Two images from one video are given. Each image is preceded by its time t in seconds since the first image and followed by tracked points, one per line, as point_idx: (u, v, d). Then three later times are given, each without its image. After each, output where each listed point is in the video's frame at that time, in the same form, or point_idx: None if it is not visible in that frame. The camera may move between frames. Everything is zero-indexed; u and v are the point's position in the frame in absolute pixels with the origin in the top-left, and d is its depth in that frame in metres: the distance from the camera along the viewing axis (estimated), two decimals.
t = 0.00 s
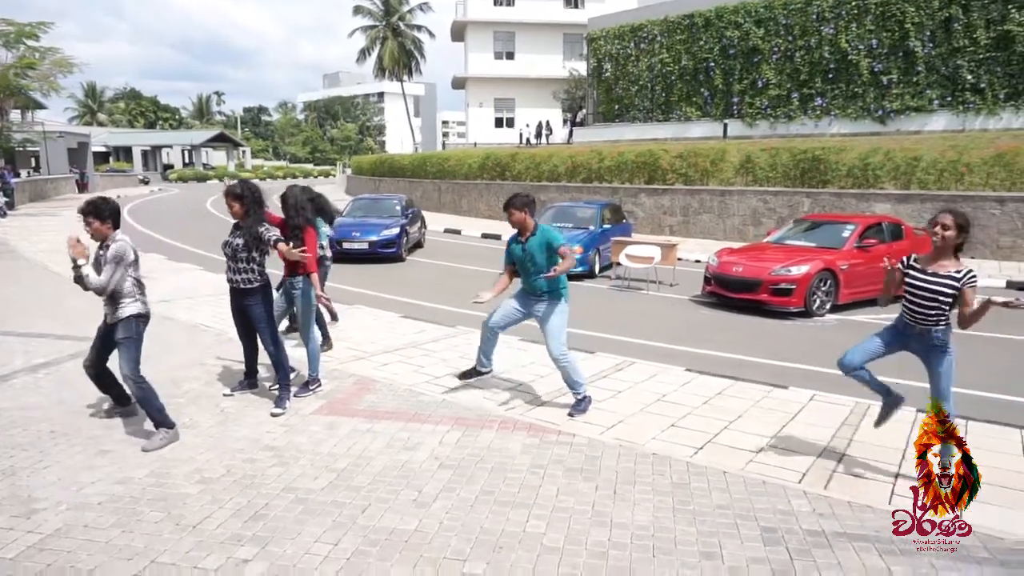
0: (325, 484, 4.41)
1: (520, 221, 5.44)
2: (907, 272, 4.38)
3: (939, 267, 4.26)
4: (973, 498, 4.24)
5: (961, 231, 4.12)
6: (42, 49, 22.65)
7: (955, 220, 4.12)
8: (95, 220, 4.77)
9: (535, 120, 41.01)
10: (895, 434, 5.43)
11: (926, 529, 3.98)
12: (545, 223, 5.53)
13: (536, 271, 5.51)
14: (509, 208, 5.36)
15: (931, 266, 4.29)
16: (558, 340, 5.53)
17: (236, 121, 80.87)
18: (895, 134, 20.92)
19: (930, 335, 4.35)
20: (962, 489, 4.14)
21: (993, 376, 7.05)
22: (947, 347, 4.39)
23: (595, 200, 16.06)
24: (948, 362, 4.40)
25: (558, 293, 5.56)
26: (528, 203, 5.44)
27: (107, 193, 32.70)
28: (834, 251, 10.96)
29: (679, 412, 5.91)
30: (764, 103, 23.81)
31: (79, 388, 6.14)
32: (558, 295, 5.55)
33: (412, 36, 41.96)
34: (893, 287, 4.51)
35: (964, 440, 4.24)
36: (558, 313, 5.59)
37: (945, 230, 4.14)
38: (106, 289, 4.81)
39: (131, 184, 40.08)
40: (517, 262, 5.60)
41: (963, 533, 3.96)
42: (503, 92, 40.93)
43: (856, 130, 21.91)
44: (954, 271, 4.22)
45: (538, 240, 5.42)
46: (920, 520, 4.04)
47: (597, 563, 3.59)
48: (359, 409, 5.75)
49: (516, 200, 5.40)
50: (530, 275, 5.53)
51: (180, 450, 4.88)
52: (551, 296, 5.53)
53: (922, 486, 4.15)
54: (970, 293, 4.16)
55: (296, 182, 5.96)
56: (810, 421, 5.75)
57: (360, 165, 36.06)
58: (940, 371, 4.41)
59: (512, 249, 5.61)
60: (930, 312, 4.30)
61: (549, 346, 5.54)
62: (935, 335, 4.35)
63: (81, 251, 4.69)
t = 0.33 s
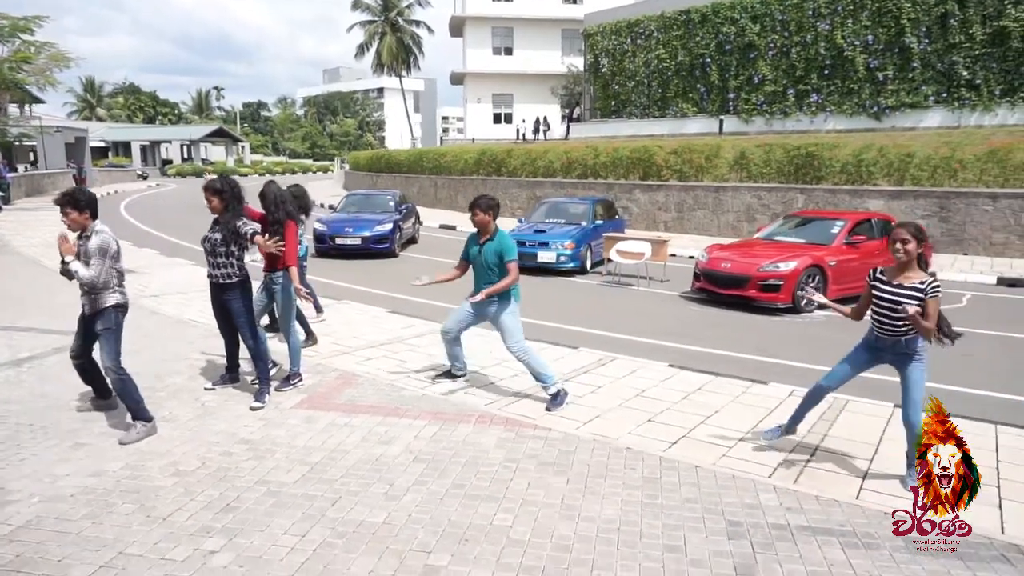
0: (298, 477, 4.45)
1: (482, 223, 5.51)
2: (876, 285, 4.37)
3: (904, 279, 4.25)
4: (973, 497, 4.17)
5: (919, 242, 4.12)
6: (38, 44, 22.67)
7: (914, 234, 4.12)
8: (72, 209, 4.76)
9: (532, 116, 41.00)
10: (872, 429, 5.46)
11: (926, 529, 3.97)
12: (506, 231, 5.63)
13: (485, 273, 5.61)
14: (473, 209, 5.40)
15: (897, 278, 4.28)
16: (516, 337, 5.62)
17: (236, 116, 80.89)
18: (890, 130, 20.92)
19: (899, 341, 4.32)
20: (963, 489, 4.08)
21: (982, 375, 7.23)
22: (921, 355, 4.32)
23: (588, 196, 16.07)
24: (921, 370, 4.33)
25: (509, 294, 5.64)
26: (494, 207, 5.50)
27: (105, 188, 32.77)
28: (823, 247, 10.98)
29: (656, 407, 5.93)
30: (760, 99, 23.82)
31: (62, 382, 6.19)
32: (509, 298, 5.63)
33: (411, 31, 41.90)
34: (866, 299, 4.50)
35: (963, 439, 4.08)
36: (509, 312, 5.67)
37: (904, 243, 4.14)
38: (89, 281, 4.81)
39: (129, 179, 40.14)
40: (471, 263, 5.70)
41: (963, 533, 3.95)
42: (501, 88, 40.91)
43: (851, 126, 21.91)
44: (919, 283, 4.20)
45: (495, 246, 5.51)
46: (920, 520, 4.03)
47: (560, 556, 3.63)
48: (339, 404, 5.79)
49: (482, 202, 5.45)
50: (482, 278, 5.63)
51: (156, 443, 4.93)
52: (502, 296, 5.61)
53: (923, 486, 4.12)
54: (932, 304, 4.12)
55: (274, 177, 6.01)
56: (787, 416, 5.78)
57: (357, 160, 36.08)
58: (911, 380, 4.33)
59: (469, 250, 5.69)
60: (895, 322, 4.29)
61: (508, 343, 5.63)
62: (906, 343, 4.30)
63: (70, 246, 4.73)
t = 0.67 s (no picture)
0: (276, 471, 4.47)
1: (451, 203, 5.56)
2: (834, 292, 4.43)
3: (862, 286, 4.32)
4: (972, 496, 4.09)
5: (877, 252, 4.19)
6: (35, 40, 22.69)
7: (870, 243, 4.17)
8: (55, 209, 4.74)
9: (531, 113, 41.00)
10: (853, 427, 5.47)
11: (926, 529, 3.93)
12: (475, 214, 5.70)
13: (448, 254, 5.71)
14: (441, 190, 5.42)
15: (854, 285, 4.35)
16: (477, 321, 5.78)
17: (236, 113, 80.95)
18: (887, 127, 20.91)
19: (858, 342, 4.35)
20: (962, 488, 4.00)
21: (977, 374, 7.18)
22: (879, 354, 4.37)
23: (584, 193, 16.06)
24: (880, 367, 4.36)
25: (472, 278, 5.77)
26: (463, 188, 5.56)
27: (103, 184, 32.84)
28: (815, 244, 10.98)
29: (638, 403, 5.95)
30: (758, 96, 23.74)
31: (48, 377, 6.23)
32: (472, 281, 5.75)
33: (410, 27, 41.86)
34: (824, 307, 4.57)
35: (963, 438, 4.02)
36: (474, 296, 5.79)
37: (862, 253, 4.20)
38: (76, 279, 4.78)
39: (128, 176, 40.17)
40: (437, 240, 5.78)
41: (963, 533, 3.91)
42: (500, 85, 40.91)
43: (848, 123, 21.90)
44: (877, 290, 4.26)
45: (461, 229, 5.60)
46: (920, 520, 3.98)
47: (532, 550, 3.64)
48: (323, 399, 5.81)
49: (452, 183, 5.50)
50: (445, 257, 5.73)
51: (137, 437, 4.95)
52: (465, 279, 5.75)
53: (922, 486, 4.04)
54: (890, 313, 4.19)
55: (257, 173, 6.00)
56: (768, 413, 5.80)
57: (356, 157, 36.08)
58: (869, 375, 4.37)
59: (436, 228, 5.77)
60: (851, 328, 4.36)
61: (468, 327, 5.80)
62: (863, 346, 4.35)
63: (62, 244, 4.74)
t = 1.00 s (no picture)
0: (256, 463, 4.48)
1: (427, 187, 5.69)
2: (784, 272, 4.48)
3: (811, 268, 4.39)
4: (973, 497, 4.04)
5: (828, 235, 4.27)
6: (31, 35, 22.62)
7: (822, 226, 4.25)
8: (37, 204, 4.73)
9: (529, 109, 41.01)
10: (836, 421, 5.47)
11: (926, 528, 3.86)
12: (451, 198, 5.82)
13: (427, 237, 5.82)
14: (418, 173, 5.60)
15: (804, 266, 4.41)
16: (444, 308, 5.94)
17: (236, 109, 80.93)
18: (885, 124, 20.92)
19: (801, 323, 4.42)
20: (962, 489, 3.94)
21: (970, 371, 7.17)
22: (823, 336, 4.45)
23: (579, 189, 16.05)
24: (826, 348, 4.47)
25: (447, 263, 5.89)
26: (438, 172, 5.70)
27: (103, 180, 32.89)
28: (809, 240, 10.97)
29: (623, 397, 5.96)
30: (755, 93, 23.71)
31: (34, 370, 6.24)
32: (448, 265, 5.88)
33: (410, 24, 41.80)
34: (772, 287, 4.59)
35: (963, 439, 3.97)
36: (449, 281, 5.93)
37: (814, 235, 4.27)
38: (58, 272, 4.78)
39: (128, 172, 40.22)
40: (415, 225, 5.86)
41: (963, 532, 3.84)
42: (500, 81, 40.88)
43: (846, 120, 21.89)
44: (825, 273, 4.35)
45: (438, 211, 5.69)
46: (920, 520, 3.91)
47: (506, 542, 3.65)
48: (308, 392, 5.82)
49: (426, 167, 5.67)
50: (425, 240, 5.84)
51: (120, 429, 4.97)
52: (440, 263, 5.87)
53: (921, 486, 3.98)
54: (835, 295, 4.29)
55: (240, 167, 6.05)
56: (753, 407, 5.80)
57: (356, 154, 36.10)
58: (818, 358, 4.47)
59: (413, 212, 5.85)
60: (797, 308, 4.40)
61: (435, 312, 5.97)
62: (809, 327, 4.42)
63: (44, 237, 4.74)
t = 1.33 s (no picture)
0: (235, 452, 4.48)
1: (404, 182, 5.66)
2: (744, 238, 4.60)
3: (770, 234, 4.53)
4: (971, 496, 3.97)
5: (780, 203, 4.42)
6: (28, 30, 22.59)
7: (773, 193, 4.40)
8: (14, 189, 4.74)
9: (529, 105, 40.99)
10: (820, 413, 5.45)
11: (926, 529, 3.75)
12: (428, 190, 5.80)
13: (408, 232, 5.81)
14: (395, 167, 5.60)
15: (764, 233, 4.55)
16: (427, 301, 5.94)
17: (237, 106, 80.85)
18: (882, 120, 20.88)
19: (760, 291, 4.51)
20: (962, 489, 3.88)
21: (958, 365, 7.16)
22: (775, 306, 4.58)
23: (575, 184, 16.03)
24: (776, 320, 4.59)
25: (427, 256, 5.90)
26: (415, 166, 5.68)
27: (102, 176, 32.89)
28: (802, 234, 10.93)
29: (606, 389, 5.95)
30: (753, 89, 23.70)
31: (19, 360, 6.24)
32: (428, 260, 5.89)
33: (409, 19, 41.73)
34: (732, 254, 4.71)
35: (963, 438, 3.89)
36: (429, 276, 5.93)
37: (766, 203, 4.42)
38: (33, 255, 4.79)
39: (127, 168, 40.21)
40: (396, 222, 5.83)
41: (962, 532, 3.74)
42: (500, 77, 40.81)
43: (844, 115, 21.86)
44: (784, 237, 4.49)
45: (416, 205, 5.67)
46: (920, 520, 3.81)
47: (480, 530, 3.64)
48: (292, 383, 5.82)
49: (403, 161, 5.65)
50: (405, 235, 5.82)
51: (100, 418, 4.96)
52: (420, 258, 5.88)
53: (921, 485, 3.89)
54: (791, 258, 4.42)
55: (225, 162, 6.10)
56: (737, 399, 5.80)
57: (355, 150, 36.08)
58: (766, 330, 4.59)
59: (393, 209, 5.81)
60: (755, 274, 4.51)
61: (419, 306, 5.96)
62: (765, 295, 4.53)
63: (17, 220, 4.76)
